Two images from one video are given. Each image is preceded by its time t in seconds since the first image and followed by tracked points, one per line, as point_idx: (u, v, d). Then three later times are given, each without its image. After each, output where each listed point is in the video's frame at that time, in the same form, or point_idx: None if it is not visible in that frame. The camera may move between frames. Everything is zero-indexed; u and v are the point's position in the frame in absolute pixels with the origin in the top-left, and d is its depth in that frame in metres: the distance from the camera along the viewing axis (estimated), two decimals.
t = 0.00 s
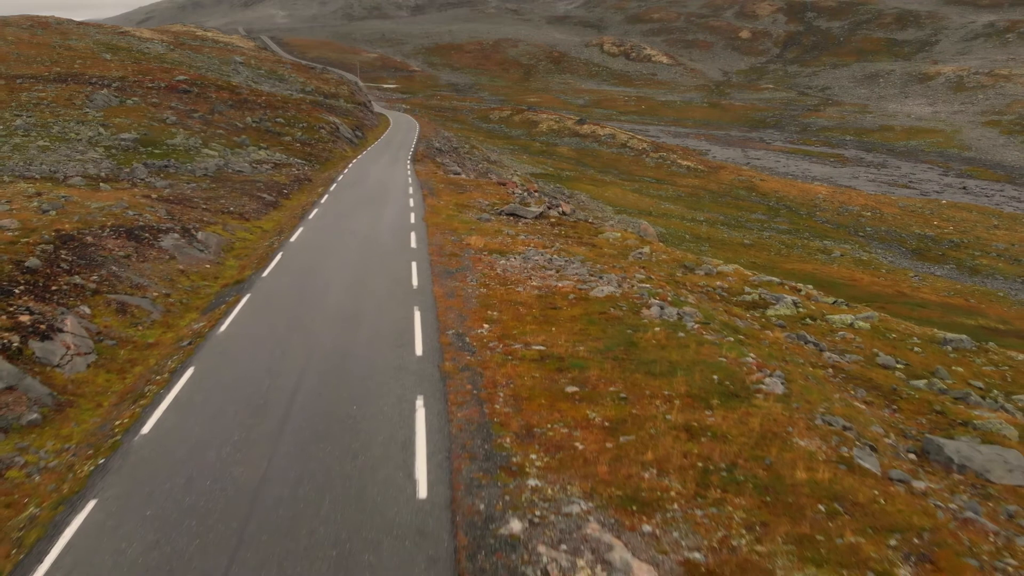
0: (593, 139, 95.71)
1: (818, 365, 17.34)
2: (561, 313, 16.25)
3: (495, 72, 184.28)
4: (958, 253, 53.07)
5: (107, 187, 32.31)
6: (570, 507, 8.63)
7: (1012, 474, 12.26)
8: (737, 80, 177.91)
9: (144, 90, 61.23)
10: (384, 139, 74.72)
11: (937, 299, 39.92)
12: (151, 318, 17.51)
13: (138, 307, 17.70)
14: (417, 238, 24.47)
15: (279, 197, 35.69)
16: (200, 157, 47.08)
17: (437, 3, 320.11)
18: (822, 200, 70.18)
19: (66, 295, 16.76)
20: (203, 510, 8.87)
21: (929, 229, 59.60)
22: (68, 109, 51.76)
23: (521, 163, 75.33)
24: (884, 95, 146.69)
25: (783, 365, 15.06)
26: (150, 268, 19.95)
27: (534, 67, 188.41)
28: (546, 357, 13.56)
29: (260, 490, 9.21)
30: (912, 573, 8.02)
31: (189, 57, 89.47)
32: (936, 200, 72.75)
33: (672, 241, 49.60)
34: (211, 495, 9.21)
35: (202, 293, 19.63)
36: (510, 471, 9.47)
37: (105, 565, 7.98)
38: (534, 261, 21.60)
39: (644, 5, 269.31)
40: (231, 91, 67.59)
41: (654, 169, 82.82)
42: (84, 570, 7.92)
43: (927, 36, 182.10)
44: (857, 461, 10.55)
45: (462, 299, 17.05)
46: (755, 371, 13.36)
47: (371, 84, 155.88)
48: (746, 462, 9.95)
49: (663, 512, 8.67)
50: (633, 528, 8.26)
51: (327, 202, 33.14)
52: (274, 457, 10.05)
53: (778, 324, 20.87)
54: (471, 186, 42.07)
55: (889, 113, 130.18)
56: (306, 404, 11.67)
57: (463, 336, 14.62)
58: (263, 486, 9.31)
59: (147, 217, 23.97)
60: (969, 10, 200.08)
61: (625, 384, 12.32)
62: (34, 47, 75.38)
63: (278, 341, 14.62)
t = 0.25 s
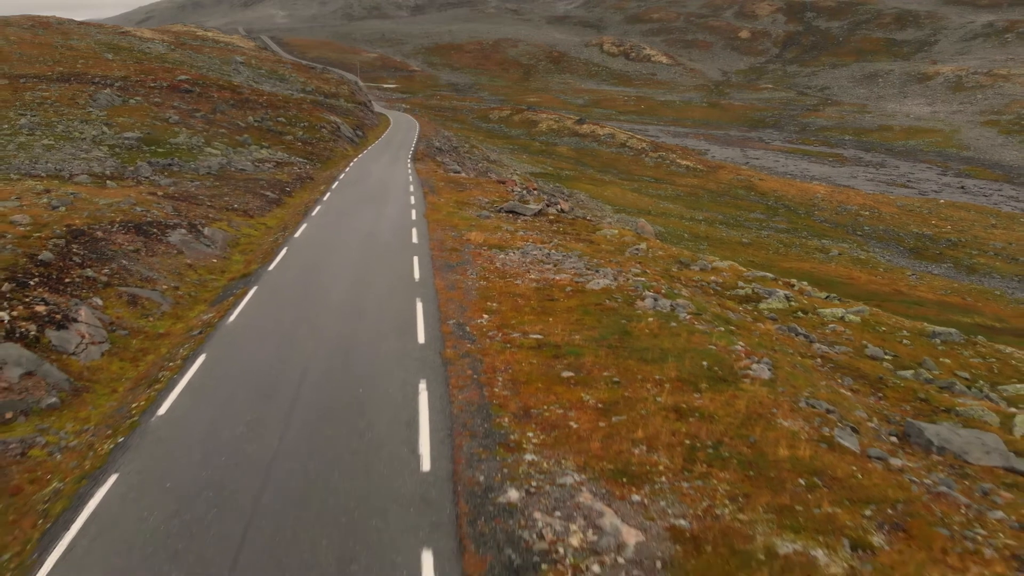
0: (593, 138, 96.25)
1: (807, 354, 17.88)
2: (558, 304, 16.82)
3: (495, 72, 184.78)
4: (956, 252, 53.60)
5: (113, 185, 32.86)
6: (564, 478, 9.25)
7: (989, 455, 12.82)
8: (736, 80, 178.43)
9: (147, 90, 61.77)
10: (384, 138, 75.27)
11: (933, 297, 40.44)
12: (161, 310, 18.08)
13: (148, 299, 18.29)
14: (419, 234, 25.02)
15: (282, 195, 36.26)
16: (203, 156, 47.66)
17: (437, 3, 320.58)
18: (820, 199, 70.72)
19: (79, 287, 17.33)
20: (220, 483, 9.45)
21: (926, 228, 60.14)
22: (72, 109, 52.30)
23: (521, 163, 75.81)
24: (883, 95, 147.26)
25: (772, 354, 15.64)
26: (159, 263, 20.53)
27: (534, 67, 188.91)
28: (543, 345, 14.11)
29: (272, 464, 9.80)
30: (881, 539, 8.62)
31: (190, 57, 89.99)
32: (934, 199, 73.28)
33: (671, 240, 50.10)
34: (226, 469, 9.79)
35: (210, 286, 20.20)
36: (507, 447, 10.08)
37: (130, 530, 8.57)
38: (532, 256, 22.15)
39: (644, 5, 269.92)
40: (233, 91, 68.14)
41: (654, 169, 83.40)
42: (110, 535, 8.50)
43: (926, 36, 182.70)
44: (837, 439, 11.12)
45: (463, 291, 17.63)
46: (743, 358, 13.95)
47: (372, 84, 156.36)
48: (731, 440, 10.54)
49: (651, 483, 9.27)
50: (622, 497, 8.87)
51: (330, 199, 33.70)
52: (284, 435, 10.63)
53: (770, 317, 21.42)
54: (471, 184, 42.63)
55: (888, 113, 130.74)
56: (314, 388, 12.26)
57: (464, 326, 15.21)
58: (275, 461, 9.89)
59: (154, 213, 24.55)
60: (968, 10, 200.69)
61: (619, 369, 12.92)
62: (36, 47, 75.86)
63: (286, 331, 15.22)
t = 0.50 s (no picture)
0: (593, 138, 96.71)
1: (798, 347, 18.30)
2: (555, 298, 17.28)
3: (495, 72, 185.17)
4: (954, 251, 54.09)
5: (117, 183, 33.32)
6: (559, 458, 9.77)
7: (971, 441, 13.30)
8: (735, 80, 178.88)
9: (149, 89, 62.18)
10: (385, 138, 75.71)
11: (930, 296, 40.92)
12: (169, 303, 18.55)
13: (156, 293, 18.75)
14: (420, 231, 25.50)
15: (284, 194, 36.75)
16: (205, 155, 48.13)
17: (437, 3, 320.90)
18: (819, 199, 71.20)
19: (89, 281, 17.79)
20: (232, 462, 9.98)
21: (925, 228, 60.65)
22: (75, 108, 52.72)
23: (521, 162, 76.30)
24: (882, 95, 147.82)
25: (763, 345, 16.11)
26: (166, 258, 21.00)
27: (534, 67, 189.32)
28: (541, 336, 14.59)
29: (282, 446, 10.33)
30: (861, 514, 9.11)
31: (191, 57, 90.40)
32: (933, 198, 73.75)
33: (670, 238, 50.54)
34: (238, 450, 10.31)
35: (216, 281, 20.65)
36: (506, 429, 10.60)
37: (147, 506, 9.07)
38: (531, 252, 22.63)
39: (643, 5, 270.40)
40: (234, 91, 68.59)
41: (653, 168, 83.93)
42: (129, 509, 9.01)
43: (926, 36, 183.28)
44: (823, 424, 11.59)
45: (463, 285, 18.14)
46: (734, 349, 14.44)
47: (371, 84, 156.71)
48: (720, 423, 11.03)
49: (643, 463, 9.78)
50: (615, 475, 9.38)
51: (332, 197, 34.18)
52: (293, 419, 11.16)
53: (763, 311, 21.85)
54: (471, 183, 43.12)
55: (887, 113, 131.29)
56: (321, 375, 12.80)
57: (464, 318, 15.69)
58: (284, 443, 10.41)
59: (160, 211, 25.05)
60: (968, 10, 201.22)
61: (614, 358, 13.43)
62: (38, 47, 76.23)
63: (291, 322, 15.74)
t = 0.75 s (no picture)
0: (592, 138, 97.16)
1: (790, 339, 18.75)
2: (553, 292, 17.76)
3: (495, 72, 185.65)
4: (952, 250, 54.53)
5: (122, 181, 33.79)
6: (556, 439, 10.27)
7: (954, 428, 13.78)
8: (735, 80, 179.33)
9: (151, 89, 62.63)
10: (385, 137, 76.17)
11: (927, 294, 41.34)
12: (177, 297, 19.02)
13: (165, 287, 19.22)
14: (421, 227, 25.99)
15: (287, 192, 37.22)
16: (208, 154, 48.60)
17: (437, 3, 321.44)
18: (818, 198, 71.65)
19: (99, 275, 18.25)
20: (244, 444, 10.52)
21: (923, 227, 61.10)
22: (78, 108, 53.16)
23: (521, 162, 76.74)
24: (882, 95, 148.33)
25: (755, 337, 16.60)
26: (173, 254, 21.48)
27: (534, 67, 189.77)
28: (539, 327, 15.07)
29: (291, 429, 10.87)
30: (843, 492, 9.59)
31: (192, 57, 90.80)
32: (932, 198, 74.19)
33: (668, 238, 50.86)
34: (249, 433, 10.85)
35: (222, 276, 21.13)
36: (505, 413, 11.11)
37: (165, 483, 9.60)
38: (530, 248, 23.11)
39: (643, 5, 270.86)
40: (236, 91, 69.04)
41: (653, 168, 84.40)
42: (148, 486, 9.54)
43: (925, 36, 183.80)
44: (809, 409, 12.08)
45: (464, 279, 18.65)
46: (726, 339, 14.93)
47: (372, 84, 157.13)
48: (710, 408, 11.51)
49: (635, 443, 10.28)
50: (609, 454, 9.88)
51: (334, 195, 34.66)
52: (301, 405, 11.70)
53: (757, 306, 22.30)
54: (471, 181, 43.58)
55: (886, 113, 131.76)
56: (327, 364, 13.34)
57: (465, 310, 16.20)
58: (293, 427, 10.95)
59: (166, 208, 25.53)
60: (967, 10, 201.80)
61: (609, 348, 13.92)
62: (40, 47, 76.64)
63: (297, 315, 16.29)
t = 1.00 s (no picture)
0: (592, 138, 97.64)
1: (782, 331, 19.22)
2: (551, 285, 18.25)
3: (495, 72, 186.15)
4: (950, 249, 55.00)
5: (127, 179, 34.25)
6: (552, 422, 10.79)
7: (939, 415, 14.25)
8: (735, 80, 179.83)
9: (153, 89, 63.08)
10: (386, 137, 76.64)
11: (924, 293, 41.77)
12: (185, 291, 19.51)
13: (172, 281, 19.71)
14: (422, 224, 26.48)
15: (289, 190, 37.69)
16: (211, 153, 49.06)
17: (437, 3, 321.86)
18: (817, 198, 72.13)
19: (109, 269, 18.72)
20: (254, 428, 10.98)
21: (921, 227, 61.60)
22: (81, 107, 53.60)
23: (520, 162, 77.21)
24: (881, 95, 148.86)
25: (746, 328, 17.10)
26: (180, 249, 21.94)
27: (533, 67, 190.25)
28: (537, 319, 15.56)
29: (299, 414, 11.36)
30: (826, 471, 10.06)
31: (193, 57, 91.25)
32: (930, 198, 74.67)
33: (668, 238, 51.29)
34: (258, 417, 11.32)
35: (228, 270, 21.63)
36: (505, 398, 11.63)
37: (180, 462, 10.09)
38: (529, 244, 23.60)
39: (643, 5, 271.34)
40: (237, 91, 69.51)
41: (652, 168, 84.90)
42: (163, 465, 10.02)
43: (925, 36, 184.35)
44: (796, 394, 12.60)
45: (464, 273, 19.15)
46: (718, 330, 15.43)
47: (372, 84, 157.58)
48: (700, 393, 12.01)
49: (628, 426, 10.78)
50: (603, 435, 10.40)
51: (335, 194, 35.12)
52: (307, 392, 12.16)
53: (751, 300, 22.79)
54: (471, 180, 44.03)
55: (885, 112, 132.29)
56: (332, 354, 13.82)
57: (466, 302, 16.71)
58: (301, 412, 11.42)
59: (172, 205, 26.02)
60: (967, 10, 202.31)
61: (605, 337, 14.43)
62: (42, 47, 77.07)
63: (303, 307, 16.80)
